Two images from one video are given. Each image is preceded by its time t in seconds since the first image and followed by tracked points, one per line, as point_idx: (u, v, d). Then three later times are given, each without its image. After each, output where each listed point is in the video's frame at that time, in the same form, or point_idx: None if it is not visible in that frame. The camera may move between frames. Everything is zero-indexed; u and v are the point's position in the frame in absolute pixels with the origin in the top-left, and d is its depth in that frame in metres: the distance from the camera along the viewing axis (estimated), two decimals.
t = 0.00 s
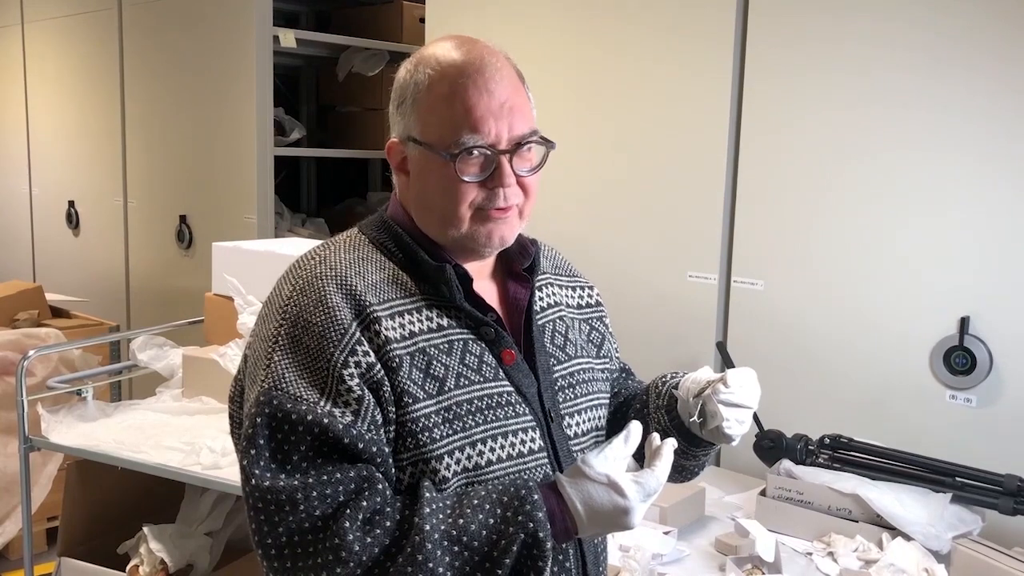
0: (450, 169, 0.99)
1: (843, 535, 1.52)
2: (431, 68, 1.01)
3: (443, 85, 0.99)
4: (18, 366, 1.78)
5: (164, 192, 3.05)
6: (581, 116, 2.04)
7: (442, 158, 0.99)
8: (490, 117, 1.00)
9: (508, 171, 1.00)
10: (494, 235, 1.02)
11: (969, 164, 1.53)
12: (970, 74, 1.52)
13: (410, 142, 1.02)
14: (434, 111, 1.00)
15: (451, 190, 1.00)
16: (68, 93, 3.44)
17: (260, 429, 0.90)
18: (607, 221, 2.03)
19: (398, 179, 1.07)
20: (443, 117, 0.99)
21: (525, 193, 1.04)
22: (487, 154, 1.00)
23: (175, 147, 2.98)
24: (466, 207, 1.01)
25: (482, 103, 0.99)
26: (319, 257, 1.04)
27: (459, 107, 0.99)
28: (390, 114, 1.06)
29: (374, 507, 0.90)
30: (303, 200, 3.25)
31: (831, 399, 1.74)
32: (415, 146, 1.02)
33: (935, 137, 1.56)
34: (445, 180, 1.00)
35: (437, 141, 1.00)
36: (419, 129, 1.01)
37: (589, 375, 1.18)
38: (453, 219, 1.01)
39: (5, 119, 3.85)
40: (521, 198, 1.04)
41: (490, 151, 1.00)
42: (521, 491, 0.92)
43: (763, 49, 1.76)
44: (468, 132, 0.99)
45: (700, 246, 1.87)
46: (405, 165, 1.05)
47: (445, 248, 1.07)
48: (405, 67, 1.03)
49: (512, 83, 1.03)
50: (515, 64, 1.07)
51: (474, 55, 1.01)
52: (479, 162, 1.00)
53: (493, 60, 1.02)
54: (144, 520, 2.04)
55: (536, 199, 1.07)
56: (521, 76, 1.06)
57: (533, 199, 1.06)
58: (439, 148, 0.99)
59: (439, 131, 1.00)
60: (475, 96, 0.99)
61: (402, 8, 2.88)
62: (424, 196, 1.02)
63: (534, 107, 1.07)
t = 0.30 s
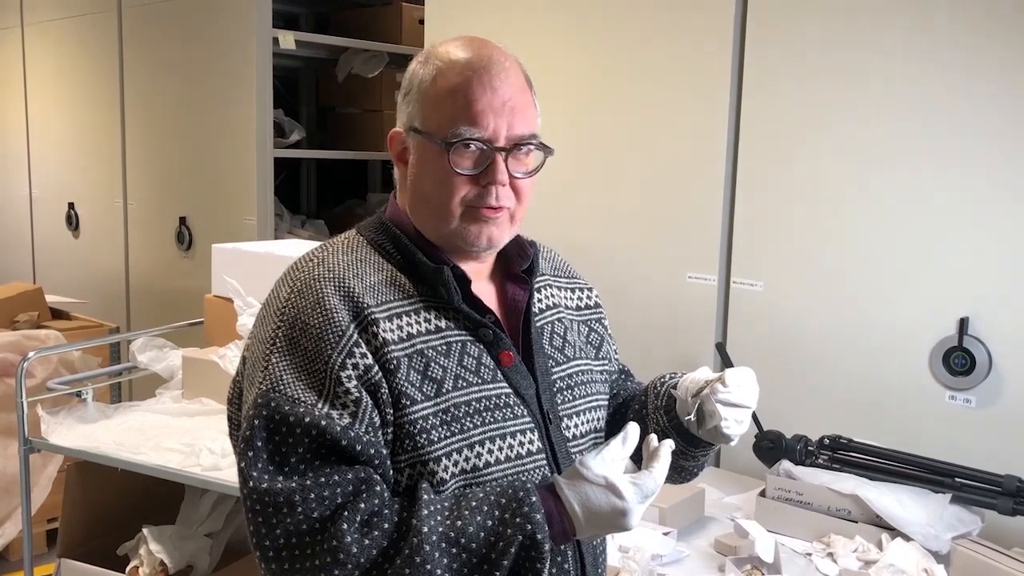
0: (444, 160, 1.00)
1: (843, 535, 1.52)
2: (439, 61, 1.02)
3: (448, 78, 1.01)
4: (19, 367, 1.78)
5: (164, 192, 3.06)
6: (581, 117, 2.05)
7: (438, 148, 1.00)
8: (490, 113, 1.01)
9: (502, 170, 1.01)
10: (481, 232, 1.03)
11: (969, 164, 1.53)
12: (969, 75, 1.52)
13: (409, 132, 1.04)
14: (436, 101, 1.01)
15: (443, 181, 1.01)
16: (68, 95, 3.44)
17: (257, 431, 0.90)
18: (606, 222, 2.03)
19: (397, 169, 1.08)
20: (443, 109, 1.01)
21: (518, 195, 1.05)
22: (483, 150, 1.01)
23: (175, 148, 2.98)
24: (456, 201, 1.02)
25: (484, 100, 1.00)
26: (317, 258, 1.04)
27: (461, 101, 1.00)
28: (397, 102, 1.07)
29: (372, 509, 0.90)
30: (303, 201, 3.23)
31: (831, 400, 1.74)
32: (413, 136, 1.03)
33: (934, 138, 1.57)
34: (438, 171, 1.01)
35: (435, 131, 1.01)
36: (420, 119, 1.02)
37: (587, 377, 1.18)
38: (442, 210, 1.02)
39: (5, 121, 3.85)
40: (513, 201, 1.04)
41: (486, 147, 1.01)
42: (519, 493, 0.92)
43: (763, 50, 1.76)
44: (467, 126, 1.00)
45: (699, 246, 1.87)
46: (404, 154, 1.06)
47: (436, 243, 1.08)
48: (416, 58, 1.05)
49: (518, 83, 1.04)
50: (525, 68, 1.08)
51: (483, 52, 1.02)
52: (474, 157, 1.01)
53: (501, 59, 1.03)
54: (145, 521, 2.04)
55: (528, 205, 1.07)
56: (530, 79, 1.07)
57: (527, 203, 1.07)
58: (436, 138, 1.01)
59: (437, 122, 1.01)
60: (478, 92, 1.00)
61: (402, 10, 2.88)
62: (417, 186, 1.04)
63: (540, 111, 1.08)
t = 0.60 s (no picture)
0: (446, 147, 1.01)
1: (841, 537, 1.52)
2: (442, 54, 1.04)
3: (451, 70, 1.02)
4: (17, 370, 1.78)
5: (163, 194, 3.06)
6: (580, 118, 2.05)
7: (441, 135, 1.01)
8: (493, 102, 1.02)
9: (503, 158, 1.02)
10: (481, 219, 1.03)
11: (968, 164, 1.53)
12: (967, 76, 1.52)
13: (410, 123, 1.05)
14: (439, 91, 1.02)
15: (444, 168, 1.01)
16: (67, 98, 3.44)
17: (257, 433, 0.90)
18: (605, 223, 2.03)
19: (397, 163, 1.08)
20: (446, 97, 1.02)
21: (517, 187, 1.06)
22: (485, 139, 1.02)
23: (174, 151, 2.98)
24: (457, 188, 1.02)
25: (488, 90, 1.02)
26: (314, 260, 1.04)
27: (465, 90, 1.02)
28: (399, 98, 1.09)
29: (371, 511, 0.90)
30: (302, 203, 3.23)
31: (830, 401, 1.74)
32: (414, 126, 1.04)
33: (932, 139, 1.57)
34: (440, 158, 1.01)
35: (437, 119, 1.02)
36: (421, 109, 1.03)
37: (584, 379, 1.18)
38: (442, 197, 1.02)
39: (5, 124, 3.85)
40: (513, 192, 1.05)
41: (487, 135, 1.02)
42: (518, 495, 0.92)
43: (761, 51, 1.76)
44: (469, 114, 1.02)
45: (697, 248, 1.87)
46: (404, 147, 1.07)
47: (434, 235, 1.07)
48: (419, 53, 1.07)
49: (519, 77, 1.06)
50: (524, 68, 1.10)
51: (486, 46, 1.04)
52: (475, 145, 1.02)
53: (504, 54, 1.05)
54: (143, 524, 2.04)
55: (528, 199, 1.08)
56: (531, 77, 1.09)
57: (526, 196, 1.08)
58: (438, 126, 1.02)
59: (439, 110, 1.02)
60: (481, 82, 1.02)
61: (400, 11, 2.88)
62: (416, 174, 1.04)
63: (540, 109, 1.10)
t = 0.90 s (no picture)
0: (441, 152, 1.02)
1: (839, 537, 1.52)
2: (439, 58, 1.04)
3: (447, 74, 1.02)
4: (17, 372, 1.79)
5: (163, 196, 3.06)
6: (579, 118, 2.05)
7: (437, 141, 1.02)
8: (489, 107, 1.02)
9: (498, 164, 1.03)
10: (476, 225, 1.03)
11: (965, 166, 1.53)
12: (964, 77, 1.52)
13: (407, 127, 1.05)
14: (436, 95, 1.03)
15: (439, 173, 1.02)
16: (67, 100, 3.44)
17: (256, 437, 0.90)
18: (603, 224, 2.03)
19: (395, 167, 1.09)
20: (442, 102, 1.02)
21: (514, 192, 1.06)
22: (480, 145, 1.02)
23: (174, 154, 2.99)
24: (451, 193, 1.02)
25: (484, 96, 1.02)
26: (313, 263, 1.04)
27: (462, 96, 1.02)
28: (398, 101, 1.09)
29: (371, 515, 0.90)
30: (301, 204, 3.23)
31: (828, 402, 1.74)
32: (411, 130, 1.04)
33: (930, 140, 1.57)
34: (435, 163, 1.02)
35: (433, 124, 1.02)
36: (418, 113, 1.04)
37: (582, 381, 1.18)
38: (437, 203, 1.03)
39: (5, 127, 3.85)
40: (509, 197, 1.06)
41: (483, 140, 1.03)
42: (518, 499, 0.92)
43: (759, 52, 1.76)
44: (465, 119, 1.02)
45: (696, 249, 1.88)
46: (401, 150, 1.07)
47: (431, 239, 1.08)
48: (419, 56, 1.07)
49: (517, 81, 1.05)
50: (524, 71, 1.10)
51: (484, 50, 1.04)
52: (470, 150, 1.02)
53: (502, 58, 1.05)
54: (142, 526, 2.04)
55: (524, 204, 1.08)
56: (530, 81, 1.08)
57: (522, 201, 1.08)
58: (433, 130, 1.02)
59: (435, 115, 1.02)
60: (477, 87, 1.02)
61: (400, 13, 2.88)
62: (413, 179, 1.04)
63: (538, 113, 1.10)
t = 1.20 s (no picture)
0: (435, 150, 1.02)
1: (840, 536, 1.52)
2: (429, 58, 1.05)
3: (437, 73, 1.03)
4: (18, 372, 1.79)
5: (164, 195, 3.06)
6: (580, 118, 2.05)
7: (430, 141, 1.02)
8: (479, 101, 1.03)
9: (493, 158, 1.03)
10: (475, 221, 1.03)
11: (966, 165, 1.53)
12: (965, 77, 1.52)
13: (402, 129, 1.06)
14: (426, 95, 1.03)
15: (435, 171, 1.02)
16: (69, 101, 3.45)
17: (257, 437, 0.90)
18: (604, 224, 2.03)
19: (395, 171, 1.10)
20: (433, 101, 1.03)
21: (512, 186, 1.06)
22: (474, 141, 1.03)
23: (176, 155, 2.99)
24: (450, 192, 1.02)
25: (473, 91, 1.03)
26: (314, 262, 1.04)
27: (451, 93, 1.02)
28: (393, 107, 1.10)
29: (372, 514, 0.90)
30: (303, 205, 3.25)
31: (830, 401, 1.74)
32: (405, 132, 1.05)
33: (930, 139, 1.57)
34: (430, 161, 1.02)
35: (426, 123, 1.03)
36: (411, 114, 1.05)
37: (583, 380, 1.18)
38: (436, 203, 1.03)
39: (7, 127, 3.86)
40: (508, 192, 1.05)
41: (476, 135, 1.03)
42: (519, 498, 0.92)
43: (759, 52, 1.76)
44: (456, 115, 1.02)
45: (697, 248, 1.88)
46: (398, 153, 1.08)
47: (432, 240, 1.08)
48: (409, 60, 1.08)
49: (508, 76, 1.06)
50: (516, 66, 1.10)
51: (473, 47, 1.05)
52: (465, 145, 1.02)
53: (491, 54, 1.05)
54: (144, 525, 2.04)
55: (524, 198, 1.08)
56: (521, 74, 1.09)
57: (522, 195, 1.08)
58: (426, 130, 1.03)
59: (427, 114, 1.03)
60: (467, 83, 1.03)
61: (401, 13, 2.88)
62: (411, 181, 1.05)
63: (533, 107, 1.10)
